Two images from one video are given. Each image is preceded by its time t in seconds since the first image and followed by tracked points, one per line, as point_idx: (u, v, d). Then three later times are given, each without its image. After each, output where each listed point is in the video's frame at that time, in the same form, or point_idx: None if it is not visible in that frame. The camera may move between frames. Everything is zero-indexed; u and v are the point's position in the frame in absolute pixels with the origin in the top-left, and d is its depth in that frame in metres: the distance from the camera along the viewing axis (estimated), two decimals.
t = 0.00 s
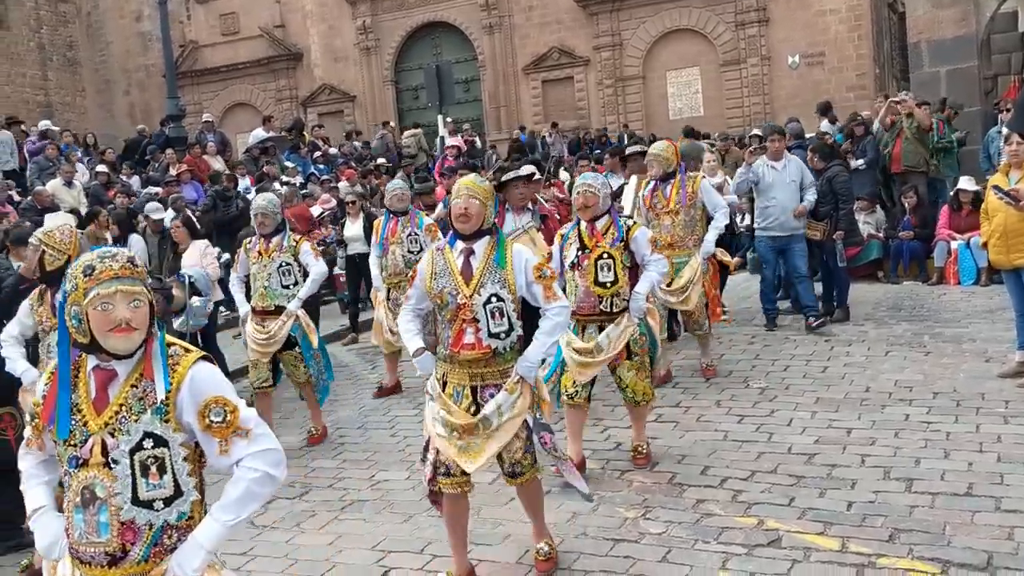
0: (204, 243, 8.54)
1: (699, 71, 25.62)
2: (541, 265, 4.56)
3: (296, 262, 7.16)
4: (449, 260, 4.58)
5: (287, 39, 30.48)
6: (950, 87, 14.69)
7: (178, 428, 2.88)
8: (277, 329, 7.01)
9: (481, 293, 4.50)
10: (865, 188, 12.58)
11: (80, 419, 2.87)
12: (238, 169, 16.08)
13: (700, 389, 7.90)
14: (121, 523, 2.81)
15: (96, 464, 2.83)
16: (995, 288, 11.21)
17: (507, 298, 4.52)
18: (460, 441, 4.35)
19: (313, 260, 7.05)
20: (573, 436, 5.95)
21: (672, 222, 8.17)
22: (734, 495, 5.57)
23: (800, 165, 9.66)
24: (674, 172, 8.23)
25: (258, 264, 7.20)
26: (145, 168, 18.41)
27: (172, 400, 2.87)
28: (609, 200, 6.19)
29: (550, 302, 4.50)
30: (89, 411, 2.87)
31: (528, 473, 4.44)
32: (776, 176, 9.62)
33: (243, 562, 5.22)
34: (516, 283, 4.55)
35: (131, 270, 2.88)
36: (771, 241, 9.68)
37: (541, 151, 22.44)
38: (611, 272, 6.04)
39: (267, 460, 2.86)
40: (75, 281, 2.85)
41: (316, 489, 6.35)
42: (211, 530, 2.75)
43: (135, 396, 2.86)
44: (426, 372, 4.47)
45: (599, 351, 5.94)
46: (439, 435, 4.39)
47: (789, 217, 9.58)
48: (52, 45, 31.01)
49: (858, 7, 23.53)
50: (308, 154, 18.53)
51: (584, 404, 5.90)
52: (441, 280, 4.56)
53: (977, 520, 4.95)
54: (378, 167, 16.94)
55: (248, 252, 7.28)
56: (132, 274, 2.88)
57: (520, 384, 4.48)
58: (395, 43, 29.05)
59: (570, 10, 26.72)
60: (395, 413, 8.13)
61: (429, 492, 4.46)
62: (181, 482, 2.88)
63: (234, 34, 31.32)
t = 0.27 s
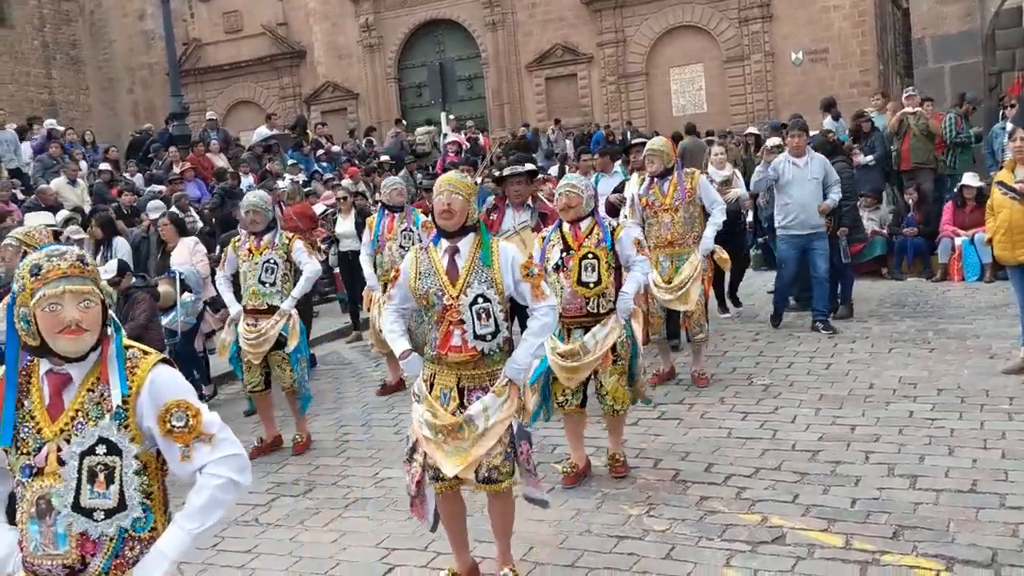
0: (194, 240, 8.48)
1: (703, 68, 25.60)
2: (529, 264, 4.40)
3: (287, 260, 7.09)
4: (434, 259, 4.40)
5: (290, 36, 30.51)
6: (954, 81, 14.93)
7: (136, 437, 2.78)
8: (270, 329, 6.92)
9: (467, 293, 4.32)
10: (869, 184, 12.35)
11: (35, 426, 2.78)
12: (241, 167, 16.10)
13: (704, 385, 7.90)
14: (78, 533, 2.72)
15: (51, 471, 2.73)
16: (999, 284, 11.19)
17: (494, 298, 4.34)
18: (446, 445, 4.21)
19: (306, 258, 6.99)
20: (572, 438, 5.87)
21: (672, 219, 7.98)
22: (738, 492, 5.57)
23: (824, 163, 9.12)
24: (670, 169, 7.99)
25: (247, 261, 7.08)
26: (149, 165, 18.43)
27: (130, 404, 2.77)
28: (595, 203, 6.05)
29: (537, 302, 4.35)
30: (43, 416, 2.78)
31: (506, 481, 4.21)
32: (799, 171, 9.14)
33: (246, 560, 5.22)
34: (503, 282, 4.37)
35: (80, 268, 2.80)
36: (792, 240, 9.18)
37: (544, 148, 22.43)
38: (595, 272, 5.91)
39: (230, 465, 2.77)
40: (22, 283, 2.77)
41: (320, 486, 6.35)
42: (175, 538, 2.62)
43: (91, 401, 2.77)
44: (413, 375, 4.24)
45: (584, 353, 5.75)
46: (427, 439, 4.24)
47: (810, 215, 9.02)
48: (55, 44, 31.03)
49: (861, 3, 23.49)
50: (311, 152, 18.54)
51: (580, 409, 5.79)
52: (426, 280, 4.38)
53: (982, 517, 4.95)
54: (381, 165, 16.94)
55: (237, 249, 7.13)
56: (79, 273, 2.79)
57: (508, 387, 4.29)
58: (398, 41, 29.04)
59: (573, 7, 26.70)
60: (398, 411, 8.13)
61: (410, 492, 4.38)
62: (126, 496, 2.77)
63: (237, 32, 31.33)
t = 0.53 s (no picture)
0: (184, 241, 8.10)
1: (704, 66, 25.58)
2: (506, 267, 4.29)
3: (277, 264, 7.00)
4: (409, 263, 4.34)
5: (291, 35, 30.51)
6: (956, 79, 15.03)
7: (99, 454, 2.56)
8: (263, 334, 6.84)
9: (440, 297, 4.24)
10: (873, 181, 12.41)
11: None
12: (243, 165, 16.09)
13: (705, 383, 7.90)
14: (40, 558, 2.56)
15: (11, 493, 2.56)
16: (1000, 282, 11.18)
17: (468, 302, 4.24)
18: (423, 452, 4.15)
19: (295, 261, 6.90)
20: (560, 439, 5.79)
21: (667, 220, 7.77)
22: (739, 490, 5.57)
23: (838, 155, 8.97)
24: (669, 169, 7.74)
25: (236, 266, 7.00)
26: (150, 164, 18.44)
27: (88, 425, 2.54)
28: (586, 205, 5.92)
29: (515, 306, 4.22)
30: (5, 434, 2.59)
31: (497, 488, 4.23)
32: (812, 166, 8.99)
33: (247, 559, 5.23)
34: (478, 286, 4.27)
35: (51, 276, 2.59)
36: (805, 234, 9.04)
37: (545, 146, 22.41)
38: (586, 278, 5.81)
39: (193, 491, 2.53)
40: None
41: (322, 485, 6.36)
42: (132, 567, 2.42)
43: (49, 421, 2.56)
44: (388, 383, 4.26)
45: (576, 360, 5.71)
46: (400, 444, 4.20)
47: (823, 210, 8.93)
48: (57, 43, 31.04)
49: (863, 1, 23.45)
50: (312, 151, 18.54)
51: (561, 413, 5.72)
52: (401, 284, 4.32)
53: (982, 515, 4.95)
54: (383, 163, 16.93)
55: (227, 254, 7.07)
56: (50, 283, 2.58)
57: (486, 395, 4.23)
58: (399, 39, 29.03)
59: (574, 5, 26.70)
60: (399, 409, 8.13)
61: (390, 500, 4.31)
62: (104, 515, 2.58)
63: (239, 31, 31.32)
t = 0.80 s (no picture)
0: (177, 245, 7.82)
1: (705, 65, 25.58)
2: (471, 271, 4.20)
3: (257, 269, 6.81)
4: (374, 268, 4.24)
5: (291, 35, 30.52)
6: (956, 78, 15.05)
7: (25, 482, 2.55)
8: (236, 342, 6.65)
9: (402, 302, 4.15)
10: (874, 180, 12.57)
11: None
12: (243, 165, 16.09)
13: (705, 382, 7.90)
14: None
15: None
16: (1000, 281, 11.17)
17: (430, 308, 4.15)
18: (395, 466, 4.03)
19: (273, 266, 6.67)
20: (549, 455, 5.60)
21: (654, 220, 7.41)
22: (740, 489, 5.57)
23: (845, 157, 8.76)
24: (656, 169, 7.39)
25: (215, 272, 6.86)
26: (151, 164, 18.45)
27: (15, 449, 2.50)
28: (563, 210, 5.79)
29: (479, 312, 4.14)
30: None
31: (459, 505, 4.06)
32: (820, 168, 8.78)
33: (248, 559, 5.23)
34: (442, 291, 4.17)
35: None
36: (817, 237, 8.81)
37: (546, 146, 22.41)
38: (560, 283, 5.60)
39: (123, 516, 2.45)
40: None
41: (322, 484, 6.36)
42: None
43: None
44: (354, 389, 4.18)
45: (551, 366, 5.52)
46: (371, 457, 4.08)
47: (834, 211, 8.70)
48: (58, 43, 31.04)
49: None
50: (312, 150, 18.54)
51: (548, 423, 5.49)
52: (365, 289, 4.24)
53: (983, 514, 4.95)
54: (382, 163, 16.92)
55: (205, 259, 6.95)
56: None
57: (451, 404, 4.14)
58: (400, 38, 29.03)
59: (574, 4, 26.70)
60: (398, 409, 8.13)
61: (360, 519, 4.15)
62: (21, 548, 2.61)
63: (239, 30, 31.32)
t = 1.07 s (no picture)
0: (166, 249, 7.83)
1: (705, 65, 25.57)
2: (450, 279, 4.05)
3: (243, 277, 6.72)
4: (354, 276, 4.17)
5: (291, 35, 30.51)
6: (956, 78, 15.05)
7: None
8: (218, 346, 6.55)
9: (377, 311, 4.06)
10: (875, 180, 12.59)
11: None
12: (243, 165, 16.09)
13: (706, 383, 7.90)
14: None
15: None
16: (1001, 281, 11.18)
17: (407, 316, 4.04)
18: (376, 475, 3.93)
19: (263, 272, 6.64)
20: (549, 452, 5.60)
21: (647, 225, 7.25)
22: (740, 489, 5.58)
23: (851, 155, 8.72)
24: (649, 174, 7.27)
25: (201, 278, 6.73)
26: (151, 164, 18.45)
27: None
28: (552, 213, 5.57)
29: (459, 321, 3.99)
30: None
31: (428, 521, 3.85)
32: (823, 168, 8.72)
33: (248, 559, 5.24)
34: (419, 299, 4.05)
35: None
36: (823, 238, 8.72)
37: (547, 146, 22.41)
38: (546, 288, 5.41)
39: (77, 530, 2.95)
40: None
41: (323, 484, 6.36)
42: None
43: None
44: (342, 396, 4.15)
45: (538, 369, 5.35)
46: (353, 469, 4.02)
47: (840, 212, 8.60)
48: (58, 43, 31.04)
49: None
50: (312, 150, 18.54)
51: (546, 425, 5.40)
52: (344, 297, 4.17)
53: (983, 514, 4.95)
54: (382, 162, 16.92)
55: (190, 263, 6.83)
56: None
57: (430, 416, 3.99)
58: (400, 38, 29.03)
59: (574, 4, 26.70)
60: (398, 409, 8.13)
61: (345, 522, 4.10)
62: None
63: (239, 30, 31.32)
